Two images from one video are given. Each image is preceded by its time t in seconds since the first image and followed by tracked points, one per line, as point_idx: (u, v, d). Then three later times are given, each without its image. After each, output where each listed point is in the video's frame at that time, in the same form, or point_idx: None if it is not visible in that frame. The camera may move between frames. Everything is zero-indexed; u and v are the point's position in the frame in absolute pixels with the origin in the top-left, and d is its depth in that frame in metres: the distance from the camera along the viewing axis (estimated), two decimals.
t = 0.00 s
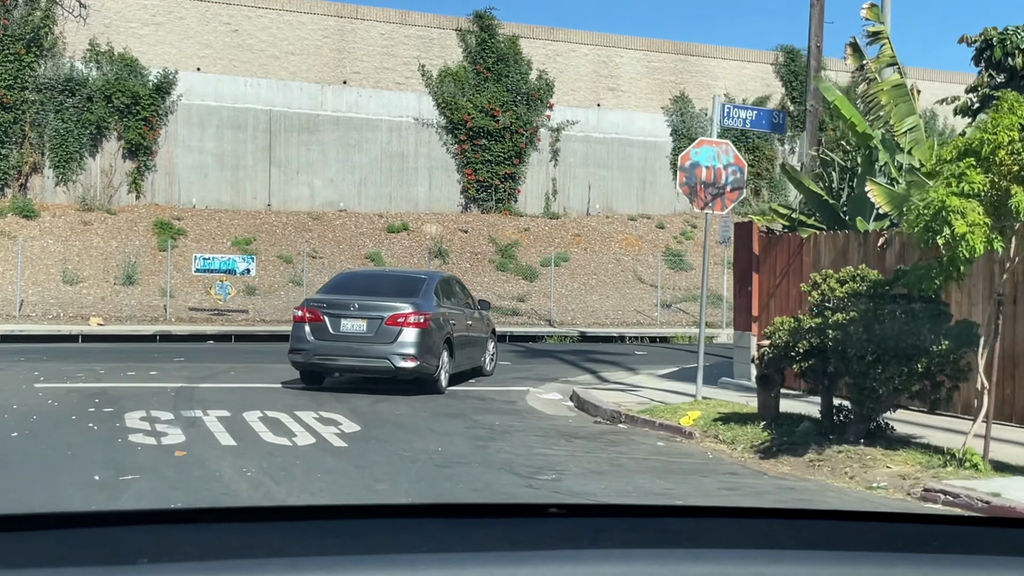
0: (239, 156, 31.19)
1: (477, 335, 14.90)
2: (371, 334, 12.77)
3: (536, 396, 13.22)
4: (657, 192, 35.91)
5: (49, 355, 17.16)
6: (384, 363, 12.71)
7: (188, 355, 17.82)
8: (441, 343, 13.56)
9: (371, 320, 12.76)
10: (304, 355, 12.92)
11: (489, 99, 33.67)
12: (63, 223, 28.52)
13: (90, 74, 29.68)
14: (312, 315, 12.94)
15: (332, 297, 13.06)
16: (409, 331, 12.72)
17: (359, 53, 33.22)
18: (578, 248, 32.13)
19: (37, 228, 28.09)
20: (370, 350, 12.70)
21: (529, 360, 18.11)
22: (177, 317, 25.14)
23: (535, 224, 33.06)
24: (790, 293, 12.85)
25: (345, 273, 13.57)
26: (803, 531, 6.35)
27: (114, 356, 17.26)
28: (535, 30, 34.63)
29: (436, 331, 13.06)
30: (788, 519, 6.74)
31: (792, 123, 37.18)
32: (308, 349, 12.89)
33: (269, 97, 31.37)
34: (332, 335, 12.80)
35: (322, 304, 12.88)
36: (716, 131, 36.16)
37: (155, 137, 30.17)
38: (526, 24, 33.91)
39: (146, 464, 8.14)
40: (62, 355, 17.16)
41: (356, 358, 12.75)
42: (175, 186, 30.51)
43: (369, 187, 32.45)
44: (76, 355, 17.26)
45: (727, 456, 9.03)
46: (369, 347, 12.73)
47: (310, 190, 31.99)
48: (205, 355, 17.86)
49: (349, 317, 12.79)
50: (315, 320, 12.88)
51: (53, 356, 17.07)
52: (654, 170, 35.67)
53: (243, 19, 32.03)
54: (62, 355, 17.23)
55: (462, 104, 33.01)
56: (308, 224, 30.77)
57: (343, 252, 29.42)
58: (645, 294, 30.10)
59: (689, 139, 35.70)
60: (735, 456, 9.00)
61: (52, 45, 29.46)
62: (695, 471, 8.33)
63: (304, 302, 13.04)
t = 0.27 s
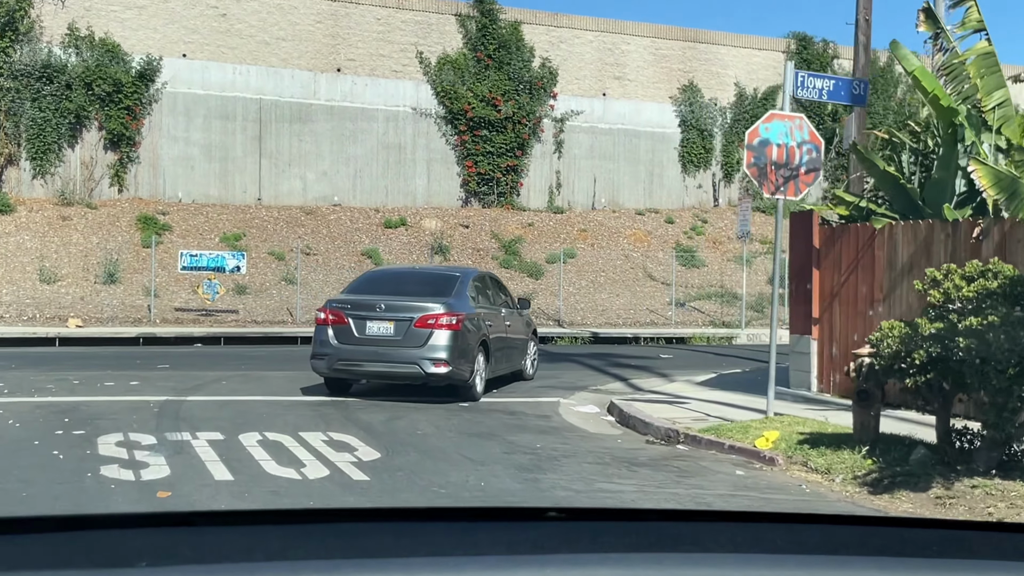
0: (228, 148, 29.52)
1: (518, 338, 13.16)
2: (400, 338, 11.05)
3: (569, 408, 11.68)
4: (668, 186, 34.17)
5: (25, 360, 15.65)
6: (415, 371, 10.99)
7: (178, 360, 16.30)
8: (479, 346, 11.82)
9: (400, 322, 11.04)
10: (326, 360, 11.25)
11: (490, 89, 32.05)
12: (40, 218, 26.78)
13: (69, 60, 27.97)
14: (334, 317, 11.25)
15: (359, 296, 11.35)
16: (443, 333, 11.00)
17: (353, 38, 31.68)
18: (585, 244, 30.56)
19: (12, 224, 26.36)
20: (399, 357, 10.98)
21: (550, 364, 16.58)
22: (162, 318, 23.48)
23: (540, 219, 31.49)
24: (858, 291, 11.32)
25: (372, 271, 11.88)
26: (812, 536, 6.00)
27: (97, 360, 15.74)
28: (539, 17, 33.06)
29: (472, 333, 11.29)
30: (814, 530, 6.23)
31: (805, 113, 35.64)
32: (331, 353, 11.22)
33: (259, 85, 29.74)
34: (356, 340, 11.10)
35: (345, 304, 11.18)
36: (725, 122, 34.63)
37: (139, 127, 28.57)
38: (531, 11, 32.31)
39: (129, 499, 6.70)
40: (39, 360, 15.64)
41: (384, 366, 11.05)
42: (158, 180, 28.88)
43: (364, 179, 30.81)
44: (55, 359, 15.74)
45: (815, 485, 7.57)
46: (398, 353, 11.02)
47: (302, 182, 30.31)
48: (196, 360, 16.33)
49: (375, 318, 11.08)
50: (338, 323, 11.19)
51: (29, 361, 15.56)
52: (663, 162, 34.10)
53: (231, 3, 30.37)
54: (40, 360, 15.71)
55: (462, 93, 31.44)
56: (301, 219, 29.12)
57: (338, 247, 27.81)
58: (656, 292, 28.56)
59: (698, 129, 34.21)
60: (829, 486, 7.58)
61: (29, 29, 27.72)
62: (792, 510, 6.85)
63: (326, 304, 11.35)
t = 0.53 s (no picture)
0: (216, 139, 27.98)
1: (564, 337, 12.30)
2: (437, 341, 10.30)
3: (611, 422, 10.25)
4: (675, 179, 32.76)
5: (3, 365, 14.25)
6: (454, 376, 10.25)
7: (170, 366, 14.91)
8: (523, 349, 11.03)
9: (437, 324, 10.29)
10: (358, 364, 10.52)
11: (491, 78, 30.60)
12: (17, 213, 25.27)
13: (48, 46, 26.52)
14: (367, 318, 10.52)
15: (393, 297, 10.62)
16: (483, 336, 10.24)
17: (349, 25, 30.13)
18: (592, 240, 29.09)
19: None
20: (436, 361, 10.25)
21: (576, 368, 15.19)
22: (147, 318, 22.02)
23: (544, 214, 30.05)
24: (941, 289, 9.92)
25: (408, 267, 11.12)
26: (803, 541, 6.26)
27: (83, 365, 14.35)
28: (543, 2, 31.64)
29: (515, 336, 10.53)
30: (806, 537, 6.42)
31: (816, 104, 34.26)
32: (363, 356, 10.50)
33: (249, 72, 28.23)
34: (390, 342, 10.37)
35: (378, 305, 10.44)
36: (735, 113, 33.25)
37: (122, 117, 27.06)
38: None
39: (134, 571, 5.39)
40: (18, 365, 14.24)
41: (420, 371, 10.32)
42: (142, 172, 27.36)
43: (359, 173, 29.34)
44: (34, 364, 14.34)
45: (941, 531, 6.40)
46: (435, 357, 10.28)
47: (294, 175, 28.81)
48: (189, 364, 14.94)
49: (409, 320, 10.34)
50: (369, 324, 10.45)
51: (7, 366, 14.17)
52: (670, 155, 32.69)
53: None
54: (19, 365, 14.31)
55: (462, 82, 29.99)
56: (294, 214, 27.64)
57: (332, 243, 26.32)
58: (669, 291, 27.14)
59: (707, 120, 32.79)
60: (965, 538, 6.30)
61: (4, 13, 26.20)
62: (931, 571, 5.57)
63: (358, 304, 10.61)
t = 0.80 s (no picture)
0: (202, 130, 26.55)
1: (621, 340, 11.49)
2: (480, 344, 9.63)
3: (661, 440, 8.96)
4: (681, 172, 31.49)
5: None
6: (499, 382, 9.58)
7: (157, 373, 13.59)
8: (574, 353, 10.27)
9: (479, 326, 9.62)
10: (398, 369, 9.90)
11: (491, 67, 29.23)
12: None
13: (24, 32, 25.09)
14: (405, 320, 9.91)
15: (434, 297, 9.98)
16: (529, 339, 9.53)
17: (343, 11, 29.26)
18: (597, 237, 27.75)
19: None
20: (478, 366, 9.57)
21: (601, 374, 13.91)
22: (128, 320, 20.61)
23: (547, 209, 28.71)
24: None
25: (453, 265, 10.49)
26: (867, 564, 5.52)
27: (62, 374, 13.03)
28: None
29: (564, 338, 9.83)
30: (815, 532, 6.14)
31: (827, 95, 33.00)
32: (402, 361, 9.87)
33: (237, 60, 26.81)
34: (430, 346, 9.74)
35: (418, 306, 9.83)
36: (743, 104, 31.98)
37: (102, 107, 25.61)
38: None
39: None
40: None
41: (461, 376, 9.67)
42: (124, 165, 25.92)
43: (353, 166, 27.93)
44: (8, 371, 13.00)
45: None
46: (477, 362, 9.61)
47: (285, 168, 27.40)
48: (178, 373, 13.62)
49: (451, 322, 9.69)
50: (408, 327, 9.84)
51: None
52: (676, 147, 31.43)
53: None
54: None
55: (461, 71, 28.64)
56: (285, 210, 26.23)
57: (326, 240, 24.92)
58: (680, 290, 25.81)
59: (714, 111, 31.51)
60: (999, 537, 5.94)
61: None
62: None
63: (397, 305, 10.02)
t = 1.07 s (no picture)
0: (187, 122, 25.24)
1: (684, 343, 10.62)
2: (533, 347, 8.83)
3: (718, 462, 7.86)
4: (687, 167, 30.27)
5: None
6: (553, 388, 8.76)
7: (141, 382, 12.38)
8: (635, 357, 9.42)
9: (532, 327, 8.82)
10: (445, 374, 9.13)
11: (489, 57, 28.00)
12: None
13: None
14: (453, 322, 9.14)
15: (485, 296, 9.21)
16: (586, 340, 8.72)
17: None
18: (602, 233, 26.52)
19: None
20: (531, 370, 8.77)
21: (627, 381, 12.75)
22: (110, 322, 19.31)
23: (549, 205, 27.48)
24: None
25: (505, 264, 9.72)
26: None
27: (34, 383, 11.81)
28: None
29: (624, 340, 8.99)
30: (820, 531, 5.94)
31: (837, 86, 31.85)
32: (450, 366, 9.10)
33: (224, 48, 25.54)
34: (480, 349, 8.96)
35: (466, 307, 9.07)
36: (750, 96, 30.82)
37: (81, 98, 24.27)
38: None
39: None
40: None
41: (513, 381, 8.86)
42: (104, 159, 24.58)
43: (346, 160, 26.64)
44: None
45: None
46: (530, 366, 8.81)
47: (274, 162, 26.08)
48: (163, 382, 12.41)
49: (501, 323, 8.91)
50: (457, 328, 9.07)
51: None
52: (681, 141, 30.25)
53: None
54: None
55: (458, 61, 27.39)
56: (275, 205, 24.95)
57: (318, 236, 23.66)
58: (690, 289, 24.61)
59: (720, 103, 30.33)
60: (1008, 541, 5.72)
61: None
62: None
63: (445, 305, 9.26)
